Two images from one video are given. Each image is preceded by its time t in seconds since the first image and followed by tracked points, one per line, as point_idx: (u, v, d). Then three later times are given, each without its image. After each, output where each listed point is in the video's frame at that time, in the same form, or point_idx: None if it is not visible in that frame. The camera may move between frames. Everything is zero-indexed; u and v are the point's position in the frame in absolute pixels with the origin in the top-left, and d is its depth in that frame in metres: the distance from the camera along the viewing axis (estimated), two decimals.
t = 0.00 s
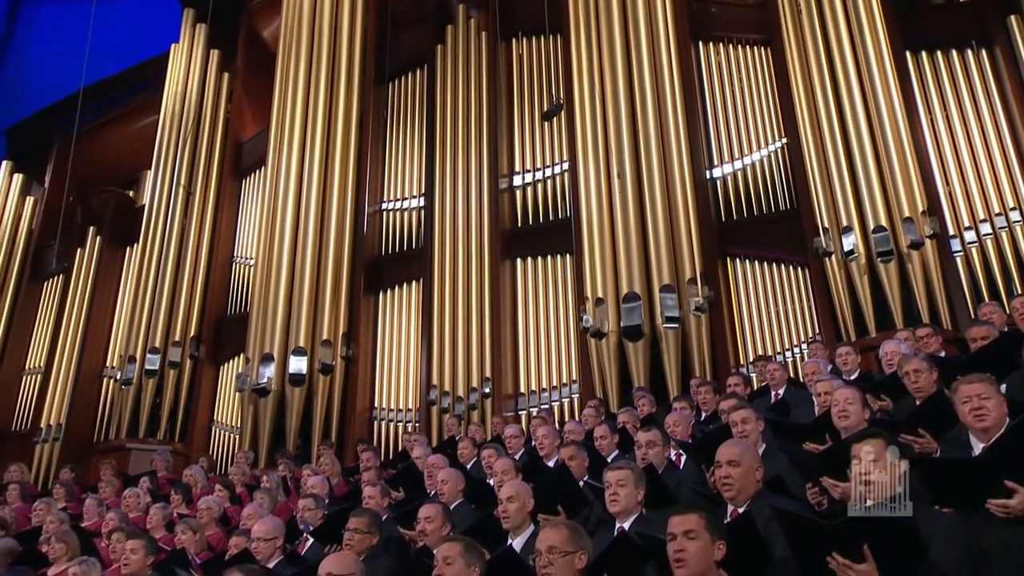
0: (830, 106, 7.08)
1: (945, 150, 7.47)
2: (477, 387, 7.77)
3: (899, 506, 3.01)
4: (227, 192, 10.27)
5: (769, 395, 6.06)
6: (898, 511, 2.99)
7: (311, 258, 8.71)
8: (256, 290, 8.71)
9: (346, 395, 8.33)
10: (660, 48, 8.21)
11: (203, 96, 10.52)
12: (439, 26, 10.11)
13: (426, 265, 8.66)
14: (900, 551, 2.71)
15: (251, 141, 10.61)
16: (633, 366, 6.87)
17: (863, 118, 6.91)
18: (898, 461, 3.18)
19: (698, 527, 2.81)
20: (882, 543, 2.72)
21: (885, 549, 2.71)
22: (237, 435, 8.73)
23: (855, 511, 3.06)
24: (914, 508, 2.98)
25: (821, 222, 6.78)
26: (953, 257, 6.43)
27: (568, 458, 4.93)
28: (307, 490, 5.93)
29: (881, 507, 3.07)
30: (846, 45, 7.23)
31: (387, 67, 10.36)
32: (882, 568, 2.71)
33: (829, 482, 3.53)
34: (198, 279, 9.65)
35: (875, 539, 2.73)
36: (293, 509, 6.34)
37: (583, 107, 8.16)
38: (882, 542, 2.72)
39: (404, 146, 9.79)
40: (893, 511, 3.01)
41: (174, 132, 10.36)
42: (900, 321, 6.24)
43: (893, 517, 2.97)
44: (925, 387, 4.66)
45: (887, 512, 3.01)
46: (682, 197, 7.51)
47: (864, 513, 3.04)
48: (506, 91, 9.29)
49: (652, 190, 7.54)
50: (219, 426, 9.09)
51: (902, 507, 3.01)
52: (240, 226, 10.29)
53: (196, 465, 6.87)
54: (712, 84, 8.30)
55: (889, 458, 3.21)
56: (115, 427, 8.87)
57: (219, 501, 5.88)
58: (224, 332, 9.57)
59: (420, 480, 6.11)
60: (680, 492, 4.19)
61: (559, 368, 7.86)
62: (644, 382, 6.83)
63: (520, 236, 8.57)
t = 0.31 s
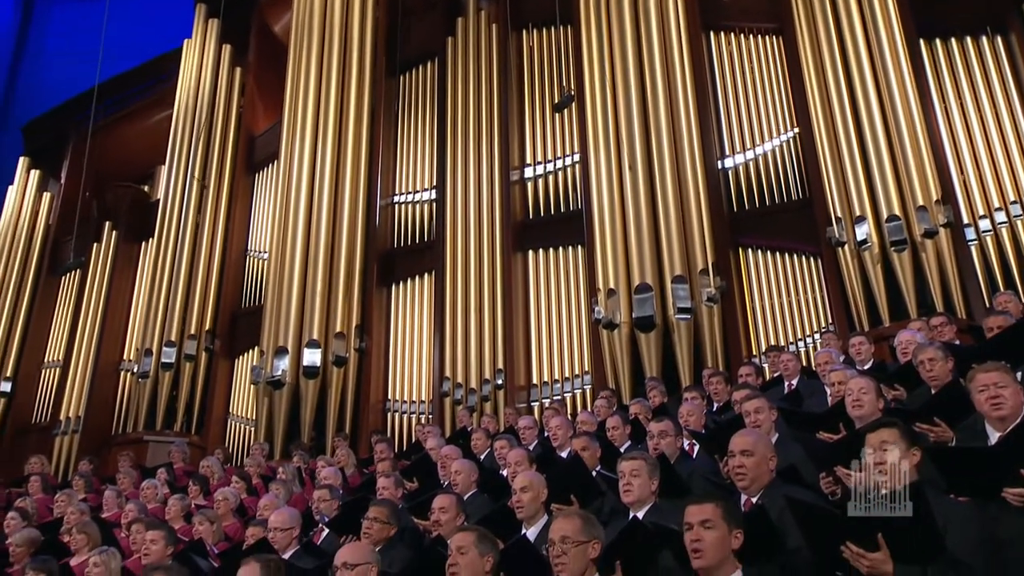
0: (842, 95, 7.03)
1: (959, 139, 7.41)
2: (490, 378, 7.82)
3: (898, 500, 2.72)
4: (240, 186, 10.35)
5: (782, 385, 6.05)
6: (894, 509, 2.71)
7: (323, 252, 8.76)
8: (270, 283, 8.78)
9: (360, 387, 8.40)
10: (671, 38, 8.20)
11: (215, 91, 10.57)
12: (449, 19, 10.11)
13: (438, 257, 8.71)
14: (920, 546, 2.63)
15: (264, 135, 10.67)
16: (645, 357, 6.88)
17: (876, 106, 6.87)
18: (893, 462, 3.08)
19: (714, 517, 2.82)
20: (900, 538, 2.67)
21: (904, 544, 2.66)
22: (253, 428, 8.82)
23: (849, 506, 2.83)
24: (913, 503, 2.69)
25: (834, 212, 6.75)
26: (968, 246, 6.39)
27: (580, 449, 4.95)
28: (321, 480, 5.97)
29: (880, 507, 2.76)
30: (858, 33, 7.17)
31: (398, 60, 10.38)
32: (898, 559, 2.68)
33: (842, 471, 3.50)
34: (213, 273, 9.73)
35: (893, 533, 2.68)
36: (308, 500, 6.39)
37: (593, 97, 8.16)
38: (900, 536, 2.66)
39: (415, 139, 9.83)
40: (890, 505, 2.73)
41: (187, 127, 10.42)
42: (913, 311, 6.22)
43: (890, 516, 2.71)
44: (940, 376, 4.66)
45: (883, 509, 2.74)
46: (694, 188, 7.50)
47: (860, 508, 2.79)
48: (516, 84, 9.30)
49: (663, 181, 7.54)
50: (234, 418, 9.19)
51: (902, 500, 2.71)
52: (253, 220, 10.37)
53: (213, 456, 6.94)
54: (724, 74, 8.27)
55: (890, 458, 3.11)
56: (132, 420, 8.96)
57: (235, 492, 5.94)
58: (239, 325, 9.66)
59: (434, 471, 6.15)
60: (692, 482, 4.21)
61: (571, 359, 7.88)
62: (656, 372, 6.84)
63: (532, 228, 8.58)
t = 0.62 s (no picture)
0: (854, 86, 6.99)
1: (973, 129, 7.36)
2: (501, 371, 7.86)
3: (897, 499, 2.64)
4: (253, 181, 10.42)
5: (794, 377, 6.04)
6: (894, 509, 2.64)
7: (335, 247, 8.83)
8: (282, 278, 8.86)
9: (372, 380, 8.46)
10: (681, 30, 8.19)
11: (227, 87, 10.63)
12: (459, 13, 10.13)
13: (449, 251, 8.75)
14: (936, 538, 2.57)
15: (275, 130, 10.74)
16: (657, 349, 6.89)
17: (888, 96, 6.82)
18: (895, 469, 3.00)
19: (732, 508, 2.82)
20: (912, 533, 2.59)
21: (916, 538, 2.59)
22: (267, 421, 8.89)
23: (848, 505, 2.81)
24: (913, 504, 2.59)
25: (846, 203, 6.72)
26: (981, 236, 6.34)
27: (592, 441, 4.96)
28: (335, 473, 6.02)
29: (881, 506, 2.70)
30: (870, 22, 7.12)
31: (408, 54, 10.42)
32: (910, 549, 2.60)
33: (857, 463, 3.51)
34: (226, 268, 9.81)
35: (906, 526, 2.61)
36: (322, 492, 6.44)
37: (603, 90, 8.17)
38: (915, 530, 2.58)
39: (425, 133, 9.85)
40: (890, 505, 2.67)
41: (199, 124, 10.48)
42: (927, 302, 6.18)
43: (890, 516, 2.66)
44: (954, 366, 4.65)
45: (883, 509, 2.68)
46: (704, 180, 7.50)
47: (859, 508, 2.77)
48: (526, 77, 9.30)
49: (674, 173, 7.53)
50: (249, 412, 9.28)
51: (902, 499, 2.63)
52: (265, 215, 10.43)
53: (228, 450, 7.01)
54: (734, 65, 8.24)
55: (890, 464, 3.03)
56: (148, 414, 9.05)
57: (250, 485, 5.99)
58: (252, 319, 9.74)
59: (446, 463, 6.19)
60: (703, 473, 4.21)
61: (582, 352, 7.89)
62: (667, 364, 6.85)
63: (542, 221, 8.58)
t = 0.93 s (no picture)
0: (866, 75, 6.93)
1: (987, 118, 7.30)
2: (512, 363, 7.89)
3: (897, 499, 2.66)
4: (265, 175, 10.48)
5: (806, 368, 6.04)
6: (894, 509, 2.66)
7: (346, 244, 8.90)
8: (295, 272, 8.94)
9: (384, 374, 8.52)
10: (691, 20, 8.17)
11: (239, 82, 10.68)
12: (468, 7, 10.14)
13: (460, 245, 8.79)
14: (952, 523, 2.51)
15: (287, 125, 10.78)
16: (667, 341, 6.90)
17: (900, 86, 6.77)
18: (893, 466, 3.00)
19: (748, 498, 2.82)
20: (927, 521, 2.54)
21: (931, 525, 2.53)
22: (280, 413, 8.97)
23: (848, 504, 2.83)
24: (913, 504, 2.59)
25: (857, 194, 6.69)
26: (995, 225, 6.29)
27: (602, 433, 4.97)
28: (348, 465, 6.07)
29: (881, 505, 2.72)
30: (882, 11, 7.06)
31: (418, 48, 10.44)
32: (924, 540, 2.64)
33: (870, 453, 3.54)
34: (239, 262, 9.87)
35: (920, 514, 2.54)
36: (336, 484, 6.49)
37: (613, 81, 8.16)
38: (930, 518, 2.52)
39: (436, 127, 9.88)
40: (890, 504, 2.68)
41: (211, 120, 10.54)
42: (939, 292, 6.16)
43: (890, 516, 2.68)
44: (969, 357, 4.63)
45: (883, 509, 2.70)
46: (715, 171, 7.48)
47: (860, 508, 2.79)
48: (536, 70, 9.30)
49: (685, 165, 7.52)
50: (262, 404, 9.35)
51: (902, 499, 2.64)
52: (277, 209, 10.50)
53: (242, 442, 7.08)
54: (745, 56, 8.19)
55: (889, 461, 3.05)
56: (163, 407, 9.14)
57: (264, 477, 6.05)
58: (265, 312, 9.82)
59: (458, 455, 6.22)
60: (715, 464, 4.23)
61: (593, 344, 7.90)
62: (678, 356, 6.86)
63: (553, 213, 8.59)
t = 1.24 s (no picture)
0: (879, 63, 6.87)
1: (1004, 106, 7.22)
2: (525, 356, 7.94)
3: (897, 499, 2.64)
4: (277, 169, 10.55)
5: (819, 358, 6.03)
6: (895, 509, 2.65)
7: (359, 238, 8.98)
8: (308, 266, 9.03)
9: (397, 367, 8.58)
10: (702, 12, 8.13)
11: (250, 78, 10.74)
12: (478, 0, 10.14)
13: (471, 238, 8.82)
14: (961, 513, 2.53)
15: (299, 119, 10.84)
16: (679, 333, 6.90)
17: (913, 73, 6.69)
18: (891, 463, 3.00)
19: (761, 489, 2.84)
20: (938, 508, 2.55)
21: (943, 512, 2.54)
22: (294, 406, 9.05)
23: (849, 504, 2.84)
24: (914, 503, 2.60)
25: (870, 183, 6.65)
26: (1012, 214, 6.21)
27: (615, 424, 4.99)
28: (363, 457, 6.13)
29: (881, 505, 2.70)
30: None
31: (429, 42, 10.46)
32: (938, 528, 2.57)
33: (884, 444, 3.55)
34: (253, 257, 9.95)
35: (932, 502, 2.55)
36: (351, 476, 6.56)
37: (623, 73, 8.16)
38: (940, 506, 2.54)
39: (446, 120, 9.90)
40: (890, 504, 2.67)
41: (224, 116, 10.61)
42: (954, 282, 6.12)
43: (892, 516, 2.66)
44: (984, 346, 4.62)
45: (883, 508, 2.69)
46: (726, 161, 7.48)
47: (860, 509, 2.79)
48: (547, 62, 9.29)
49: (696, 156, 7.52)
50: (276, 397, 9.44)
51: (903, 499, 2.63)
52: (290, 203, 10.55)
53: (259, 435, 7.16)
54: (757, 44, 8.11)
55: (887, 458, 3.04)
56: (179, 400, 9.25)
57: (280, 468, 6.12)
58: (279, 306, 9.89)
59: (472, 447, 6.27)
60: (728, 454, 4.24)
61: (604, 336, 7.89)
62: (690, 347, 6.86)
63: (564, 206, 8.59)
